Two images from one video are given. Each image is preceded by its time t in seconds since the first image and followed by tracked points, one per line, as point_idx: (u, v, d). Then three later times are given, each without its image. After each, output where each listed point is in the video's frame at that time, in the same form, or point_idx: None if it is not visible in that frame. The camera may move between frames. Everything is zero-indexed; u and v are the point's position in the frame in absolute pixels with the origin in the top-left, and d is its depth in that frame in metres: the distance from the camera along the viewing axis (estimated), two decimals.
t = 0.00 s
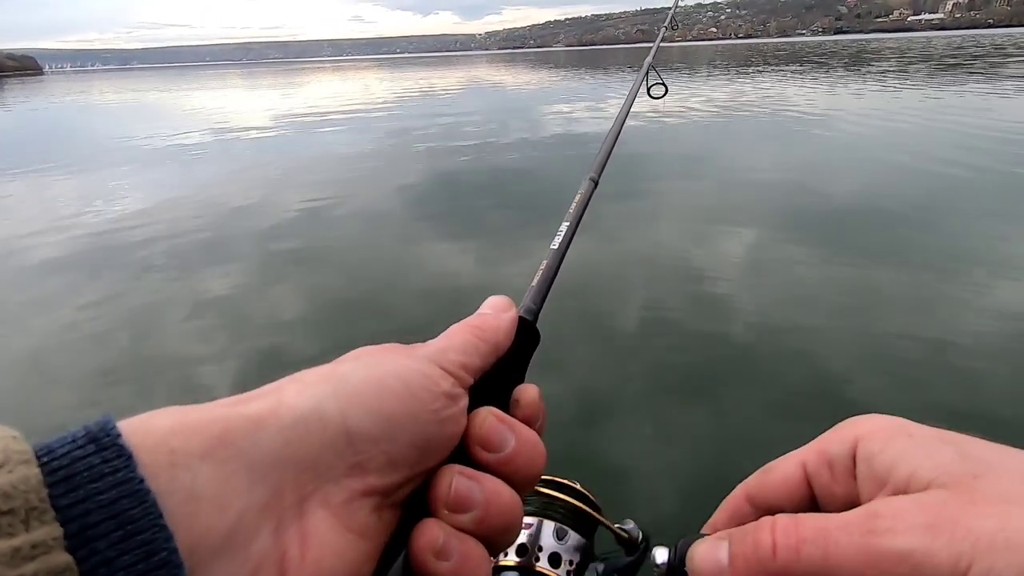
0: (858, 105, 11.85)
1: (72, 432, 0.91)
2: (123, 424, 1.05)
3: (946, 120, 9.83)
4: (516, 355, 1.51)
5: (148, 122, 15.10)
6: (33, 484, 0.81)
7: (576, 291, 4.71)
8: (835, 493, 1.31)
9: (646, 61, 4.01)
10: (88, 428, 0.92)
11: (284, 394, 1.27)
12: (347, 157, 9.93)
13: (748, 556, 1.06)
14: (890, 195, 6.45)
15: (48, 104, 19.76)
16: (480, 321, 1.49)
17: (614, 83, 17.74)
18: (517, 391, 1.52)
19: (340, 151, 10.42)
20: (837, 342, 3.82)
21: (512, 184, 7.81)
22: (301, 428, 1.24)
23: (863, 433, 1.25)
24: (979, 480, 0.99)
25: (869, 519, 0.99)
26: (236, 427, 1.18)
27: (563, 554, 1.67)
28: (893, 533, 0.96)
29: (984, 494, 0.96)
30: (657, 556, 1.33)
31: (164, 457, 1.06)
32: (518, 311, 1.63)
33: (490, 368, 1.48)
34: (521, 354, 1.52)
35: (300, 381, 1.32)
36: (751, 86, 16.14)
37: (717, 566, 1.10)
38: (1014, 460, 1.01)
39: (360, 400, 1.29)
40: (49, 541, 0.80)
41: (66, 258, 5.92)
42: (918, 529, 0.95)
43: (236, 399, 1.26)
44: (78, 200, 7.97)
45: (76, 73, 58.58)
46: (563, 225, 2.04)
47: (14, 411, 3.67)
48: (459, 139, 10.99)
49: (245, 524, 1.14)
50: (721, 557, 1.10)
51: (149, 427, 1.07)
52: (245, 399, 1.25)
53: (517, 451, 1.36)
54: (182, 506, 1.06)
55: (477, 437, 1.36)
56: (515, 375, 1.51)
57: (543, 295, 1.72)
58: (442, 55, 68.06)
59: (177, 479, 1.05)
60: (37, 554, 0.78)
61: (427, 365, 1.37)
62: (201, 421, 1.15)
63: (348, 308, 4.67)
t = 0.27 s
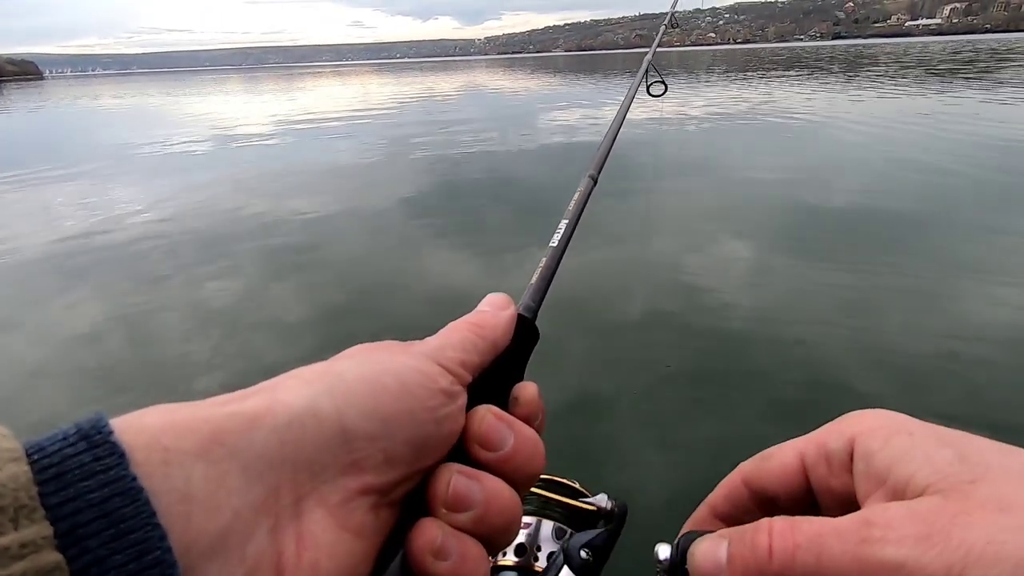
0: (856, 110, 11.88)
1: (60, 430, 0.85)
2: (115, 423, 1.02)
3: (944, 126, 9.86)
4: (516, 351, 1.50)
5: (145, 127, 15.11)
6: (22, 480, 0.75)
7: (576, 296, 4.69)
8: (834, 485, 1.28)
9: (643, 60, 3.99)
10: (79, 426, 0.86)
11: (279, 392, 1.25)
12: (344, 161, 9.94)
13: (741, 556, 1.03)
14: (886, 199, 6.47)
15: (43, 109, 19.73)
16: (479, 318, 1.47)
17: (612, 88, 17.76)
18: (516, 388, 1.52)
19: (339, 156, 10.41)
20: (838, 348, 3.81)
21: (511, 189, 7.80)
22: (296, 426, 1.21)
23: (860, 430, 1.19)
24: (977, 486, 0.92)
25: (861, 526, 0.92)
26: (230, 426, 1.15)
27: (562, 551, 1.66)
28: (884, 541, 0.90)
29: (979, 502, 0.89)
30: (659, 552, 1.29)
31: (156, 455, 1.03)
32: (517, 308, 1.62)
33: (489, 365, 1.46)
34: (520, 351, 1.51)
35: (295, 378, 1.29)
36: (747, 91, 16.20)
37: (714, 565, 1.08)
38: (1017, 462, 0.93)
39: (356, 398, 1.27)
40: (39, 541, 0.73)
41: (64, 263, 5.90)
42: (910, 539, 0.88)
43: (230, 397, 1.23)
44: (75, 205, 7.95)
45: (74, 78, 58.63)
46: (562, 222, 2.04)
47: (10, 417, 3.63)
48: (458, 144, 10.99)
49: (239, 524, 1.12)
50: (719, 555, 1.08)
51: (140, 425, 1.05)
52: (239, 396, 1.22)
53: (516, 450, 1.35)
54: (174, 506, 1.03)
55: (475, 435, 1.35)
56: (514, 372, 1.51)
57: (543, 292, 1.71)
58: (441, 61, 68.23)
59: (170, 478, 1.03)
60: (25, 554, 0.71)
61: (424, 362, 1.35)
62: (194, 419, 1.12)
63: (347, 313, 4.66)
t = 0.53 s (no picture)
0: (860, 113, 11.85)
1: (51, 429, 0.85)
2: (107, 421, 1.02)
3: (948, 129, 9.82)
4: (512, 346, 1.50)
5: (150, 129, 15.18)
6: (12, 479, 0.75)
7: (578, 298, 4.68)
8: (826, 484, 1.27)
9: (640, 58, 3.99)
10: (70, 424, 0.86)
11: (273, 389, 1.24)
12: (348, 163, 9.96)
13: (729, 552, 1.03)
14: (889, 202, 6.45)
15: (49, 112, 19.83)
16: (475, 315, 1.46)
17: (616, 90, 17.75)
18: (512, 386, 1.52)
19: (342, 159, 10.42)
20: (841, 350, 3.79)
21: (514, 192, 7.80)
22: (290, 424, 1.21)
23: (852, 432, 1.18)
24: (964, 496, 0.90)
25: (848, 536, 0.92)
26: (224, 424, 1.15)
27: (561, 548, 1.71)
28: (872, 554, 0.89)
29: (966, 514, 0.88)
30: (657, 548, 1.24)
31: (148, 454, 1.03)
32: (514, 305, 1.61)
33: (485, 361, 1.45)
34: (516, 347, 1.51)
35: (290, 376, 1.29)
36: (750, 93, 16.19)
37: (701, 557, 1.08)
38: (1005, 471, 0.92)
39: (351, 395, 1.27)
40: (29, 539, 0.73)
41: (68, 265, 5.93)
42: (896, 551, 0.87)
43: (225, 395, 1.23)
44: (80, 207, 7.99)
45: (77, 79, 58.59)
46: (557, 219, 2.03)
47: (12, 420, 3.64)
48: (461, 147, 10.99)
49: (233, 523, 1.11)
50: (707, 547, 1.08)
51: (133, 423, 1.05)
52: (234, 393, 1.22)
53: (513, 447, 1.34)
54: (167, 505, 1.04)
55: (470, 432, 1.34)
56: (511, 369, 1.51)
57: (539, 290, 1.70)
58: (444, 64, 68.32)
59: (162, 476, 1.03)
60: (15, 553, 0.71)
61: (419, 359, 1.35)
62: (187, 417, 1.12)
63: (349, 316, 4.66)
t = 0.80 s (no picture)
0: (865, 115, 11.82)
1: (47, 433, 0.85)
2: (103, 424, 1.00)
3: (953, 132, 9.79)
4: (510, 349, 1.51)
5: (154, 131, 15.22)
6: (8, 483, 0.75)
7: (579, 301, 4.68)
8: (822, 476, 1.27)
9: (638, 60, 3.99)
10: (66, 428, 0.86)
11: (271, 392, 1.24)
12: (351, 165, 9.97)
13: (729, 556, 1.02)
14: (893, 204, 6.43)
15: (55, 113, 19.89)
16: (472, 318, 1.47)
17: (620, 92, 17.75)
18: (510, 387, 1.51)
19: (346, 160, 10.44)
20: (844, 354, 3.78)
21: (517, 194, 7.80)
22: (288, 426, 1.20)
23: (847, 423, 1.17)
24: (958, 492, 0.89)
25: (844, 539, 0.91)
26: (222, 426, 1.14)
27: (558, 550, 1.70)
28: (869, 556, 0.88)
29: (961, 512, 0.87)
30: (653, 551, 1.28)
31: (145, 456, 1.01)
32: (510, 308, 1.62)
33: (481, 364, 1.46)
34: (512, 350, 1.52)
35: (287, 378, 1.28)
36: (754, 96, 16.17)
37: (702, 558, 1.08)
38: (999, 464, 0.91)
39: (349, 398, 1.27)
40: (25, 543, 0.73)
41: (73, 266, 5.94)
42: (892, 554, 0.86)
43: (222, 397, 1.21)
44: (84, 208, 8.01)
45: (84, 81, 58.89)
46: (554, 222, 2.03)
47: (17, 421, 3.65)
48: (464, 148, 11.00)
49: (230, 526, 1.09)
50: (708, 549, 1.07)
51: (130, 426, 1.03)
52: (231, 396, 1.21)
53: (510, 449, 1.34)
54: (164, 508, 1.01)
55: (467, 434, 1.34)
56: (509, 370, 1.51)
57: (536, 292, 1.71)
58: (448, 65, 68.45)
59: (159, 479, 1.00)
60: (11, 556, 0.71)
61: (417, 361, 1.35)
62: (184, 419, 1.10)
63: (351, 318, 4.67)
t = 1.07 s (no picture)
0: (871, 117, 11.78)
1: (49, 430, 0.85)
2: (104, 421, 0.99)
3: (960, 134, 9.74)
4: (511, 347, 1.52)
5: (163, 131, 15.29)
6: (10, 479, 0.75)
7: (583, 302, 4.67)
8: (816, 477, 1.26)
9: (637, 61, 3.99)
10: (68, 425, 0.86)
11: (271, 390, 1.24)
12: (358, 165, 10.00)
13: (728, 561, 1.04)
14: (900, 206, 6.41)
15: (64, 114, 20.01)
16: (473, 317, 1.48)
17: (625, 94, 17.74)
18: (510, 387, 1.51)
19: (351, 161, 10.47)
20: (849, 357, 3.76)
21: (522, 195, 7.80)
22: (289, 424, 1.20)
23: (840, 424, 1.16)
24: (951, 496, 0.88)
25: (838, 546, 0.92)
26: (222, 424, 1.13)
27: (556, 548, 1.69)
28: (863, 564, 0.89)
29: (954, 516, 0.86)
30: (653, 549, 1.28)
31: (146, 454, 1.00)
32: (511, 307, 1.62)
33: (482, 363, 1.47)
34: (513, 349, 1.52)
35: (288, 377, 1.28)
36: (760, 98, 16.14)
37: (702, 562, 1.09)
38: (992, 466, 0.90)
39: (350, 397, 1.27)
40: (27, 539, 0.73)
41: (81, 265, 5.97)
42: (886, 562, 0.87)
43: (221, 396, 1.21)
44: (93, 208, 8.06)
45: (93, 82, 59.28)
46: (556, 221, 2.03)
47: (25, 419, 3.67)
48: (469, 149, 11.01)
49: (231, 524, 1.09)
50: (707, 552, 1.09)
51: (129, 424, 1.02)
52: (231, 394, 1.21)
53: (511, 447, 1.34)
54: (166, 507, 1.01)
55: (468, 433, 1.34)
56: (510, 369, 1.52)
57: (536, 291, 1.70)
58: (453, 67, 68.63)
59: (160, 477, 0.99)
60: (13, 552, 0.71)
61: (417, 360, 1.35)
62: (185, 417, 1.10)
63: (357, 318, 4.67)
